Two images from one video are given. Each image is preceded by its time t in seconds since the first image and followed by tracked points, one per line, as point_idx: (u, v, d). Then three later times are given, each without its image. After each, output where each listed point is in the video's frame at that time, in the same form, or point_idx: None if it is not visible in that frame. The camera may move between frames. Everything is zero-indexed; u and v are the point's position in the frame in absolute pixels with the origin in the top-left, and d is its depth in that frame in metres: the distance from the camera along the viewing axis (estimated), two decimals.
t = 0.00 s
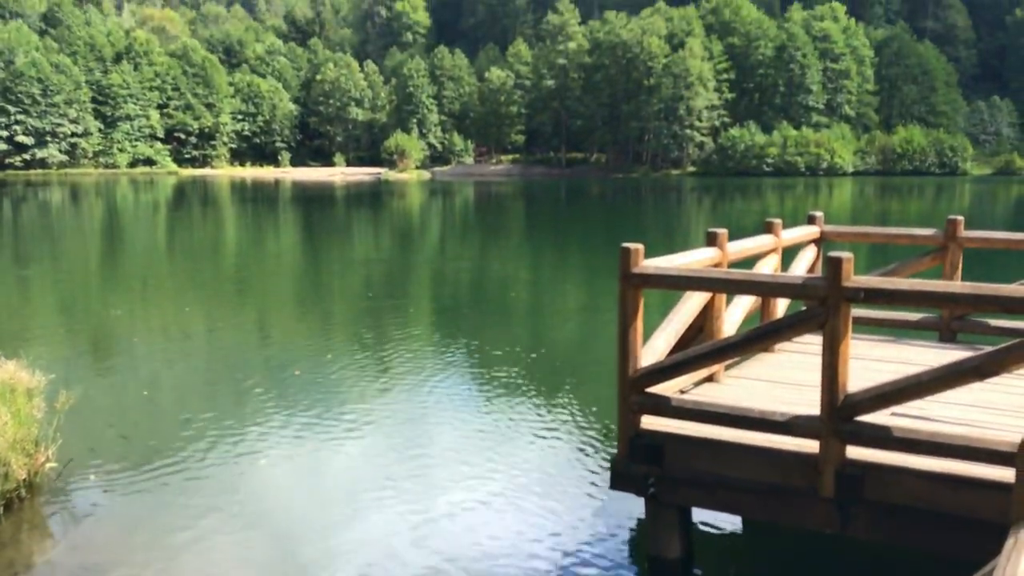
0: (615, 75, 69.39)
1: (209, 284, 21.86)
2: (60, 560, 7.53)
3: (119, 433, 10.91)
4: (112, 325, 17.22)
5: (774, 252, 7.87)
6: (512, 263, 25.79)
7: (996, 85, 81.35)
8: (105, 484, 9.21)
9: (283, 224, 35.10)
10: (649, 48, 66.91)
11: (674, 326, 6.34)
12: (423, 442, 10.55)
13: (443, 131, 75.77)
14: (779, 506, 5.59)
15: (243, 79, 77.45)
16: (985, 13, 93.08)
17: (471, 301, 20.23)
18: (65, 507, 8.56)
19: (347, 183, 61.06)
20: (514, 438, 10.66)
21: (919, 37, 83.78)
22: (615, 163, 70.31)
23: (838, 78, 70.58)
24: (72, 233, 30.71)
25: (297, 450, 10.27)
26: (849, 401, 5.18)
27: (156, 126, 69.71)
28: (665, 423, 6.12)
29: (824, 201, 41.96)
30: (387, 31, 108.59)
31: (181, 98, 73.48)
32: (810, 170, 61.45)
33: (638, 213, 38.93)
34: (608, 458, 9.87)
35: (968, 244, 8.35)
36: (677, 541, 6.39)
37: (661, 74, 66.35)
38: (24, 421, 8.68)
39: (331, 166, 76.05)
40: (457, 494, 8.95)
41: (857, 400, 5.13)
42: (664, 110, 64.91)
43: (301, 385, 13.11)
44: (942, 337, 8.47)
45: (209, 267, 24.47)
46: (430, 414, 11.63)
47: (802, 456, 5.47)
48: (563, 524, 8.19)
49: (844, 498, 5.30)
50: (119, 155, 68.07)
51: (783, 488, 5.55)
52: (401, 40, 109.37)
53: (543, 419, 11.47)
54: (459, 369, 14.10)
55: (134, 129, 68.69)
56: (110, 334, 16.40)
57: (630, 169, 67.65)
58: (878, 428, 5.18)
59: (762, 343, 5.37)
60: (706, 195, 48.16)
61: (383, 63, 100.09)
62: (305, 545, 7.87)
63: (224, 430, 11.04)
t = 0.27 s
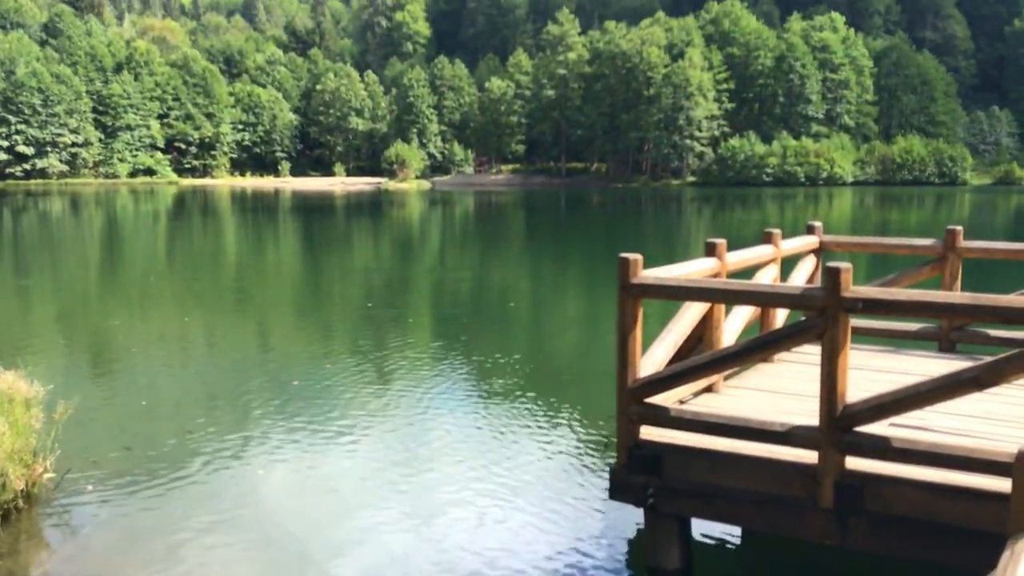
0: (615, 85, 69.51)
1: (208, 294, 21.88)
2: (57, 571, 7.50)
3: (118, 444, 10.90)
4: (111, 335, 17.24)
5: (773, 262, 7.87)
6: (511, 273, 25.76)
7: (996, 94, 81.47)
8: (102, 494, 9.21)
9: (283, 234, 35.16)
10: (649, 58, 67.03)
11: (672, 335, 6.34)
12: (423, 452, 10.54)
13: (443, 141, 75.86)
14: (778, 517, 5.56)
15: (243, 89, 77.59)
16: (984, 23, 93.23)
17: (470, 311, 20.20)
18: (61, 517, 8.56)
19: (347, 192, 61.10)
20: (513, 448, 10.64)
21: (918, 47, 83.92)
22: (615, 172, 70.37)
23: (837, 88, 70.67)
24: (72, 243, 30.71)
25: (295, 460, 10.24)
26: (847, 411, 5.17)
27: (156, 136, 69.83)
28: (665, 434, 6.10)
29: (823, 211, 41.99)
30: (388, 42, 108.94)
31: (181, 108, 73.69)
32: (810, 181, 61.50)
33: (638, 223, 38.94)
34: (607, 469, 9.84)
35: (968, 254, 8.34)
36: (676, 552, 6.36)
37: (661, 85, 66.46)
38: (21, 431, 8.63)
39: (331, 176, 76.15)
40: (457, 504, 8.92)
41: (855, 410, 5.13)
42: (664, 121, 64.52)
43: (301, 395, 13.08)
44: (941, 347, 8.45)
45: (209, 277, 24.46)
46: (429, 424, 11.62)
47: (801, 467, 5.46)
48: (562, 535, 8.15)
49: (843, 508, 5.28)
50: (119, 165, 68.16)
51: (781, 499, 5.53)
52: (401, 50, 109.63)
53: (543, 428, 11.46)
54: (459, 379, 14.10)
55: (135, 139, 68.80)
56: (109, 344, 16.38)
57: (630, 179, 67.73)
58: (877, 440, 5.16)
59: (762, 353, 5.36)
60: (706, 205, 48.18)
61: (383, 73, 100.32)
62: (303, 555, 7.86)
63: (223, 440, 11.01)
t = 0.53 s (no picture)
0: (614, 91, 69.58)
1: (208, 300, 21.87)
2: None
3: (116, 449, 10.88)
4: (110, 340, 17.22)
5: (771, 268, 7.87)
6: (510, 279, 25.74)
7: (995, 100, 81.54)
8: (100, 500, 9.19)
9: (283, 240, 35.16)
10: (649, 64, 67.10)
11: (670, 341, 6.34)
12: (421, 457, 10.54)
13: (442, 147, 75.90)
14: (775, 523, 5.56)
15: (243, 95, 77.62)
16: (983, 30, 93.36)
17: (470, 317, 20.19)
18: (59, 525, 8.53)
19: (347, 198, 61.09)
20: (513, 454, 10.63)
21: (917, 53, 84.04)
22: (615, 179, 70.38)
23: (835, 94, 70.74)
24: (71, 249, 30.68)
25: (293, 466, 10.22)
26: (844, 418, 5.17)
27: (156, 142, 69.83)
28: (662, 440, 6.09)
29: (823, 217, 42.00)
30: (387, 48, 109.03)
31: (181, 114, 73.73)
32: (809, 187, 61.54)
33: (638, 229, 38.95)
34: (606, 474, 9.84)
35: (966, 260, 8.34)
36: (674, 559, 6.34)
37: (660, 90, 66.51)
38: (19, 439, 8.48)
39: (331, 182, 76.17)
40: (455, 510, 8.91)
41: (852, 417, 5.13)
42: (663, 127, 64.62)
43: (299, 401, 13.06)
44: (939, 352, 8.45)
45: (207, 283, 24.43)
46: (428, 430, 11.61)
47: (799, 473, 5.45)
48: (560, 541, 8.15)
49: (840, 514, 5.27)
50: (119, 171, 68.13)
51: (779, 505, 5.52)
52: (400, 56, 109.77)
53: (543, 434, 11.45)
54: (459, 385, 14.09)
55: (134, 145, 68.79)
56: (108, 350, 16.35)
57: (630, 185, 67.79)
58: (874, 446, 5.16)
59: (758, 359, 5.36)
60: (706, 211, 48.21)
61: (382, 79, 100.40)
62: (302, 563, 7.84)
63: (221, 447, 10.99)
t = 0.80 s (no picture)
0: (613, 95, 69.61)
1: (207, 303, 21.86)
2: None
3: (113, 452, 10.88)
4: (108, 343, 17.21)
5: (768, 271, 7.86)
6: (509, 282, 25.71)
7: (993, 103, 81.63)
8: (96, 504, 9.17)
9: (282, 243, 35.15)
10: (648, 67, 67.06)
11: (666, 345, 6.33)
12: (419, 460, 10.54)
13: (441, 151, 75.94)
14: (771, 527, 5.55)
15: (242, 99, 77.61)
16: (982, 33, 93.46)
17: (469, 320, 20.19)
18: (54, 529, 8.51)
19: (346, 201, 61.09)
20: (511, 457, 10.63)
21: (915, 57, 84.07)
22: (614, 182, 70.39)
23: (834, 98, 70.76)
24: (70, 253, 30.66)
25: (290, 470, 10.21)
26: (840, 421, 5.16)
27: (155, 145, 69.83)
28: (659, 444, 6.08)
29: (821, 220, 42.01)
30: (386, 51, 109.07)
31: (180, 117, 73.75)
32: (808, 190, 61.58)
33: (637, 232, 38.96)
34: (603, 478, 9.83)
35: (963, 263, 8.34)
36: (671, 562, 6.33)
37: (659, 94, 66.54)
38: (14, 442, 8.48)
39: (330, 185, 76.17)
40: (453, 513, 8.91)
41: (848, 421, 5.12)
42: (662, 129, 64.62)
43: (298, 404, 13.03)
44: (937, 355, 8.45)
45: (206, 286, 24.41)
46: (426, 433, 11.61)
47: (795, 477, 5.44)
48: (557, 545, 8.14)
49: (837, 519, 5.26)
50: (118, 174, 68.12)
51: (775, 508, 5.52)
52: (399, 59, 109.77)
53: (541, 437, 11.45)
54: (457, 388, 14.09)
55: (133, 148, 68.77)
56: (106, 354, 16.32)
57: (629, 188, 67.84)
58: (870, 450, 5.15)
59: (756, 361, 5.36)
60: (704, 214, 48.24)
61: (381, 82, 100.40)
62: (299, 566, 7.83)
63: (218, 450, 10.97)
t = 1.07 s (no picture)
0: (615, 96, 69.59)
1: (208, 304, 21.86)
2: None
3: (114, 453, 10.87)
4: (109, 344, 17.22)
5: (768, 273, 7.84)
6: (510, 284, 25.71)
7: (995, 105, 81.55)
8: (95, 506, 9.17)
9: (283, 244, 35.16)
10: (649, 69, 67.06)
11: (665, 347, 6.32)
12: (420, 462, 10.54)
13: (443, 152, 75.96)
14: (771, 530, 5.53)
15: (244, 100, 77.69)
16: (984, 34, 93.38)
17: (470, 322, 20.19)
18: (53, 530, 8.51)
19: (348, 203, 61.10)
20: (511, 458, 10.62)
21: (917, 58, 83.98)
22: (616, 183, 70.40)
23: (836, 99, 70.73)
24: (71, 254, 30.65)
25: (290, 471, 10.20)
26: (839, 424, 5.15)
27: (157, 147, 69.92)
28: (658, 447, 6.06)
29: (822, 222, 41.97)
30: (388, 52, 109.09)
31: (182, 119, 73.80)
32: (810, 192, 61.54)
33: (639, 233, 38.93)
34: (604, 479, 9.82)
35: (964, 265, 8.32)
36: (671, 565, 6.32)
37: (661, 95, 66.52)
38: (12, 443, 8.49)
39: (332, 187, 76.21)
40: (453, 515, 8.91)
41: (847, 423, 5.10)
42: (664, 130, 64.58)
43: (299, 405, 13.02)
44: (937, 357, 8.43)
45: (207, 287, 24.44)
46: (427, 434, 11.60)
47: (795, 480, 5.42)
48: (557, 547, 8.13)
49: (836, 522, 5.25)
50: (120, 175, 68.22)
51: (774, 511, 5.50)
52: (401, 61, 109.81)
53: (542, 439, 11.44)
54: (458, 389, 14.09)
55: (135, 149, 68.87)
56: (107, 354, 16.33)
57: (630, 189, 67.83)
58: (871, 452, 5.13)
59: (754, 363, 5.34)
60: (706, 215, 48.20)
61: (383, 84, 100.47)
62: (300, 568, 7.83)
63: (218, 451, 10.97)
